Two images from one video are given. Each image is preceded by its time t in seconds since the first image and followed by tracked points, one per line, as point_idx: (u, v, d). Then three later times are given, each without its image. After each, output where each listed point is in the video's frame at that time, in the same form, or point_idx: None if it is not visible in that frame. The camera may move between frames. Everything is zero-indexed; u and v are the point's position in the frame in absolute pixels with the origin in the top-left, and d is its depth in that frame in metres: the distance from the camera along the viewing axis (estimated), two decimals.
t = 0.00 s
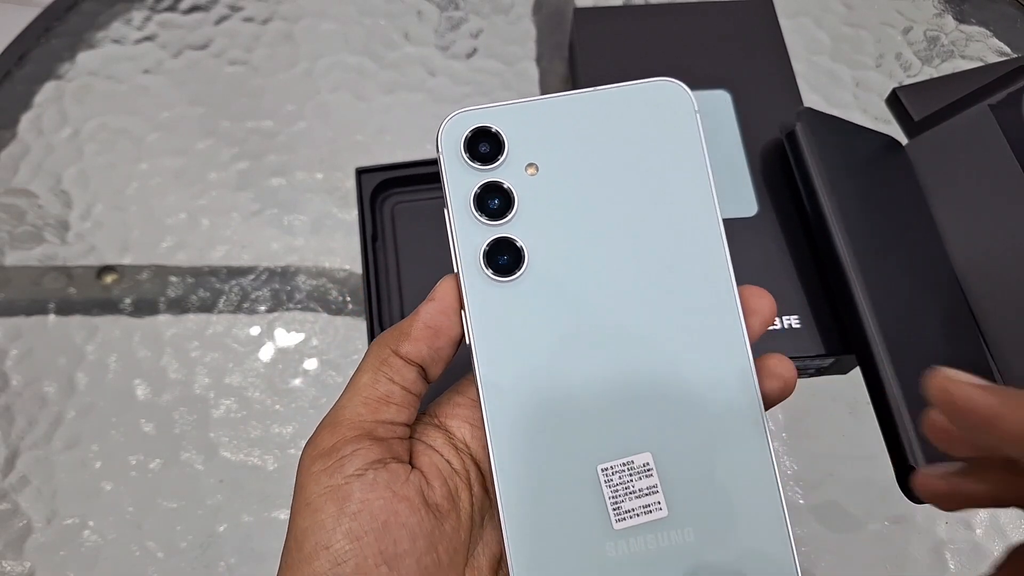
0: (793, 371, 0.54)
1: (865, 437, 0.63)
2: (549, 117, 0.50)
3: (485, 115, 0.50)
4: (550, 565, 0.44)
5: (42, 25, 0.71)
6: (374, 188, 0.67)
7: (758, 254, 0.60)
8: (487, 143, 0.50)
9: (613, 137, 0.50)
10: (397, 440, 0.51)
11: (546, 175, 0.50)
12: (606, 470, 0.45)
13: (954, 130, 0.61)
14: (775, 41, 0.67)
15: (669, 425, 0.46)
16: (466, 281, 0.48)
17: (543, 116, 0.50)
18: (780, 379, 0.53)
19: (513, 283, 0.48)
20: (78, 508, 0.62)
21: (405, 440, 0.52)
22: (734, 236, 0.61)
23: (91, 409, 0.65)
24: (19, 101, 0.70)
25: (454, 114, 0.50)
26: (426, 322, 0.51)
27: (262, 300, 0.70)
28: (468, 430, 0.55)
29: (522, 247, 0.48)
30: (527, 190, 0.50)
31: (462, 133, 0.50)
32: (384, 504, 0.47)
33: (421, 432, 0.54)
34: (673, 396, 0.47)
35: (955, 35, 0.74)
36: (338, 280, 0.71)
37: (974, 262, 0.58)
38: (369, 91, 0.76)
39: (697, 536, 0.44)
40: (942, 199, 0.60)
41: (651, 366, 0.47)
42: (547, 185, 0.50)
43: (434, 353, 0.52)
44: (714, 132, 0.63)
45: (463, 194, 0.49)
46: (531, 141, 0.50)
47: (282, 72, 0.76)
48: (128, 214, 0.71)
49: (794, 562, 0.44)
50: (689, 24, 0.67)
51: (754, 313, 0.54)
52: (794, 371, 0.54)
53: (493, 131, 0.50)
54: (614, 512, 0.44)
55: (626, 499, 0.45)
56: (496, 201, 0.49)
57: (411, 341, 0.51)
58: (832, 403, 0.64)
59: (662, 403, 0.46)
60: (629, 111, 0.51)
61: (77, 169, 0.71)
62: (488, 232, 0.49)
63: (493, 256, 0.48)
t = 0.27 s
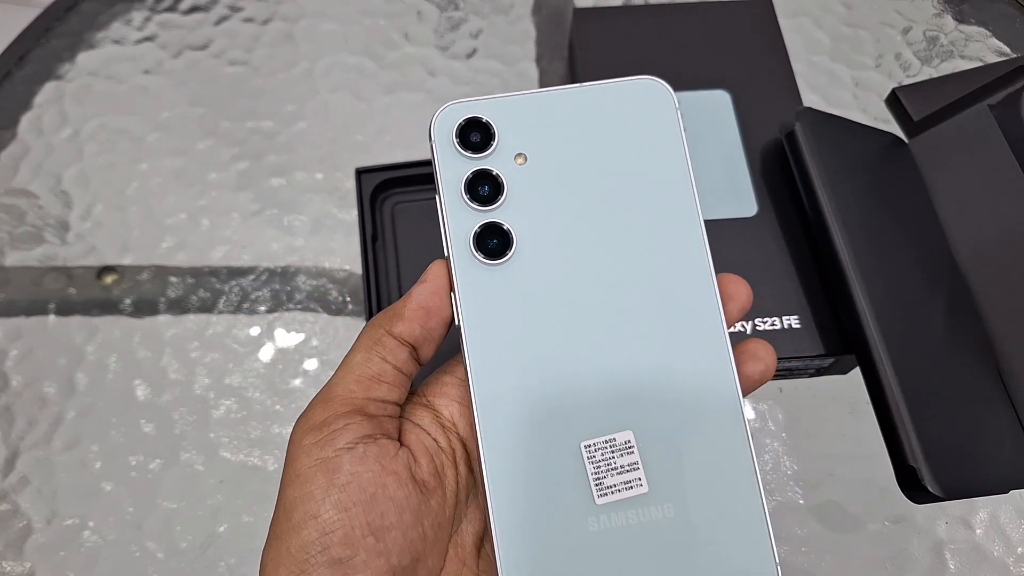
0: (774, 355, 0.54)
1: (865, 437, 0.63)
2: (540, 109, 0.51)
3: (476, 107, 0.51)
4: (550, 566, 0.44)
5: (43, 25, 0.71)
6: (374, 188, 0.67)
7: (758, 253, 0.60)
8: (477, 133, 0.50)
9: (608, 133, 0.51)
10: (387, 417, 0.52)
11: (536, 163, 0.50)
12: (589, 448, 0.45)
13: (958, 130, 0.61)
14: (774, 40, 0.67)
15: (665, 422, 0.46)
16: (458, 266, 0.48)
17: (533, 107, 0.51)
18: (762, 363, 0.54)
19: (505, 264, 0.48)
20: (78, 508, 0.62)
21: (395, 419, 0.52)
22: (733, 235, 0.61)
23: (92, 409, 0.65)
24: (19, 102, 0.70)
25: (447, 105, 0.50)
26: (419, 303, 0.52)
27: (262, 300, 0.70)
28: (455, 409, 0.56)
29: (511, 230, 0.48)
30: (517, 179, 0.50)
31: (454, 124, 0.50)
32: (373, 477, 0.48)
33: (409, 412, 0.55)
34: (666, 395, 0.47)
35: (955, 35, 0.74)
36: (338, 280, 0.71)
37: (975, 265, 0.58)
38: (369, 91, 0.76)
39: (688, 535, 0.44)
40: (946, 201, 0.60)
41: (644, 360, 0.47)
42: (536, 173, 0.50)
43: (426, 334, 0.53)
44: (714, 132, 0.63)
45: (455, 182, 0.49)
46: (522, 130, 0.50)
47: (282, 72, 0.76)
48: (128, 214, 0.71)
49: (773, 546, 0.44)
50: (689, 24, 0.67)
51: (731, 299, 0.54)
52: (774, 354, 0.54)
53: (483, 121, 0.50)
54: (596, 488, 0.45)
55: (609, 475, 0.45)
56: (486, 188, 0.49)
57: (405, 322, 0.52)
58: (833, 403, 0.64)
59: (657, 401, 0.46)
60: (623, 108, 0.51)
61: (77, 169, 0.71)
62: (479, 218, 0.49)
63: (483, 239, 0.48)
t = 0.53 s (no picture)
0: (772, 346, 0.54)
1: (865, 437, 0.64)
2: (542, 105, 0.51)
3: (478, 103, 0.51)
4: (552, 568, 0.44)
5: (43, 25, 0.71)
6: (374, 188, 0.67)
7: (758, 254, 0.60)
8: (480, 128, 0.50)
9: (605, 132, 0.51)
10: (394, 402, 0.52)
11: (538, 158, 0.50)
12: (590, 434, 0.46)
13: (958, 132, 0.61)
14: (774, 40, 0.67)
15: (665, 422, 0.46)
16: (462, 259, 0.48)
17: (535, 103, 0.51)
18: (759, 353, 0.54)
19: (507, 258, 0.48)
20: (78, 508, 0.62)
21: (402, 405, 0.53)
22: (734, 235, 0.61)
23: (92, 408, 0.65)
24: (19, 101, 0.70)
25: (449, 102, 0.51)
26: (424, 294, 0.52)
27: (262, 299, 0.70)
28: (460, 397, 0.57)
29: (513, 222, 0.49)
30: (519, 173, 0.50)
31: (457, 120, 0.50)
32: (383, 459, 0.48)
33: (417, 399, 0.56)
34: (667, 394, 0.47)
35: (955, 35, 0.74)
36: (338, 280, 0.71)
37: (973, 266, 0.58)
38: (369, 91, 0.76)
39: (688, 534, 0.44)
40: (945, 201, 0.60)
41: (644, 357, 0.47)
42: (538, 168, 0.50)
43: (431, 323, 0.53)
44: (714, 132, 0.63)
45: (458, 176, 0.49)
46: (524, 125, 0.51)
47: (282, 72, 0.76)
48: (128, 214, 0.71)
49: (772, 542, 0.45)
50: (689, 23, 0.67)
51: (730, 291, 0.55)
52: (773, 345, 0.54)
53: (487, 117, 0.50)
54: (596, 473, 0.45)
55: (608, 461, 0.45)
56: (489, 182, 0.49)
57: (410, 312, 0.52)
58: (833, 403, 0.64)
59: (658, 400, 0.46)
60: (618, 106, 0.51)
61: (77, 169, 0.71)
62: (482, 211, 0.49)
63: (487, 232, 0.49)
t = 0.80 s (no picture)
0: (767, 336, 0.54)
1: (866, 438, 0.64)
2: (527, 91, 0.51)
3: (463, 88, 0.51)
4: (547, 566, 0.44)
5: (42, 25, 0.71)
6: (374, 189, 0.67)
7: (758, 254, 0.60)
8: (465, 114, 0.50)
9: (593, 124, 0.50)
10: (382, 388, 0.52)
11: (523, 144, 0.50)
12: (576, 425, 0.46)
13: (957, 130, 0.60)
14: (774, 40, 0.67)
15: (660, 420, 0.46)
16: (446, 247, 0.48)
17: (519, 88, 0.51)
18: (755, 343, 0.53)
19: (491, 245, 0.48)
20: (77, 509, 0.62)
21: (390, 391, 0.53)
22: (734, 235, 0.61)
23: (91, 409, 0.65)
24: (19, 102, 0.70)
25: (433, 89, 0.51)
26: (408, 281, 0.52)
27: (261, 300, 0.70)
28: (446, 387, 0.56)
29: (498, 210, 0.49)
30: (503, 159, 0.50)
31: (441, 107, 0.50)
32: (372, 445, 0.49)
33: (403, 386, 0.55)
34: (662, 391, 0.46)
35: (955, 35, 0.74)
36: (338, 280, 0.70)
37: (976, 266, 0.58)
38: (369, 91, 0.76)
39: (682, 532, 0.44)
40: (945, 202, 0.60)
41: (630, 345, 0.47)
42: (523, 154, 0.50)
43: (414, 311, 0.53)
44: (714, 132, 0.63)
45: (442, 163, 0.50)
46: (508, 110, 0.51)
47: (282, 72, 0.76)
48: (128, 214, 0.71)
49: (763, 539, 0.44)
50: (688, 23, 0.67)
51: (723, 278, 0.55)
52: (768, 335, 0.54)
53: (471, 102, 0.50)
54: (583, 465, 0.45)
55: (596, 452, 0.45)
56: (474, 168, 0.50)
57: (394, 299, 0.52)
58: (834, 403, 0.64)
59: (649, 397, 0.46)
60: (604, 95, 0.51)
61: (77, 169, 0.71)
62: (466, 198, 0.49)
63: (471, 220, 0.49)
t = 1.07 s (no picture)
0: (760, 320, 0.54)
1: (865, 438, 0.64)
2: (512, 77, 0.51)
3: (447, 74, 0.51)
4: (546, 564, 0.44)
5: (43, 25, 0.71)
6: (374, 189, 0.68)
7: (757, 253, 0.60)
8: (450, 99, 0.51)
9: (581, 114, 0.51)
10: (371, 376, 0.52)
11: (509, 130, 0.50)
12: (568, 410, 0.46)
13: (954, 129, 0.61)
14: (773, 39, 0.67)
15: (656, 414, 0.46)
16: (432, 233, 0.49)
17: (504, 73, 0.51)
18: (746, 325, 0.54)
19: (479, 232, 0.49)
20: (78, 508, 0.62)
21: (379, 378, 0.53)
22: (734, 235, 0.61)
23: (91, 408, 0.65)
24: (19, 101, 0.70)
25: (418, 75, 0.51)
26: (394, 269, 0.52)
27: (262, 300, 0.70)
28: (437, 373, 0.56)
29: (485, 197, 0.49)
30: (489, 144, 0.50)
31: (425, 93, 0.51)
32: (362, 433, 0.49)
33: (392, 373, 0.55)
34: (658, 385, 0.47)
35: (954, 35, 0.74)
36: (338, 280, 0.71)
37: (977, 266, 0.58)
38: (369, 91, 0.76)
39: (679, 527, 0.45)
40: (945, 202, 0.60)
41: (617, 331, 0.47)
42: (508, 140, 0.50)
43: (402, 299, 0.53)
44: (714, 132, 0.63)
45: (427, 148, 0.50)
46: (493, 96, 0.51)
47: (282, 72, 0.76)
48: (128, 214, 0.71)
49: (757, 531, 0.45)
50: (688, 22, 0.67)
51: (713, 261, 0.55)
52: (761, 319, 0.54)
53: (456, 88, 0.50)
54: (575, 450, 0.45)
55: (588, 437, 0.46)
56: (459, 154, 0.50)
57: (379, 287, 0.52)
58: (833, 402, 0.64)
59: (643, 392, 0.47)
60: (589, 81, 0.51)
61: (77, 169, 0.71)
62: (452, 184, 0.50)
63: (458, 206, 0.49)
